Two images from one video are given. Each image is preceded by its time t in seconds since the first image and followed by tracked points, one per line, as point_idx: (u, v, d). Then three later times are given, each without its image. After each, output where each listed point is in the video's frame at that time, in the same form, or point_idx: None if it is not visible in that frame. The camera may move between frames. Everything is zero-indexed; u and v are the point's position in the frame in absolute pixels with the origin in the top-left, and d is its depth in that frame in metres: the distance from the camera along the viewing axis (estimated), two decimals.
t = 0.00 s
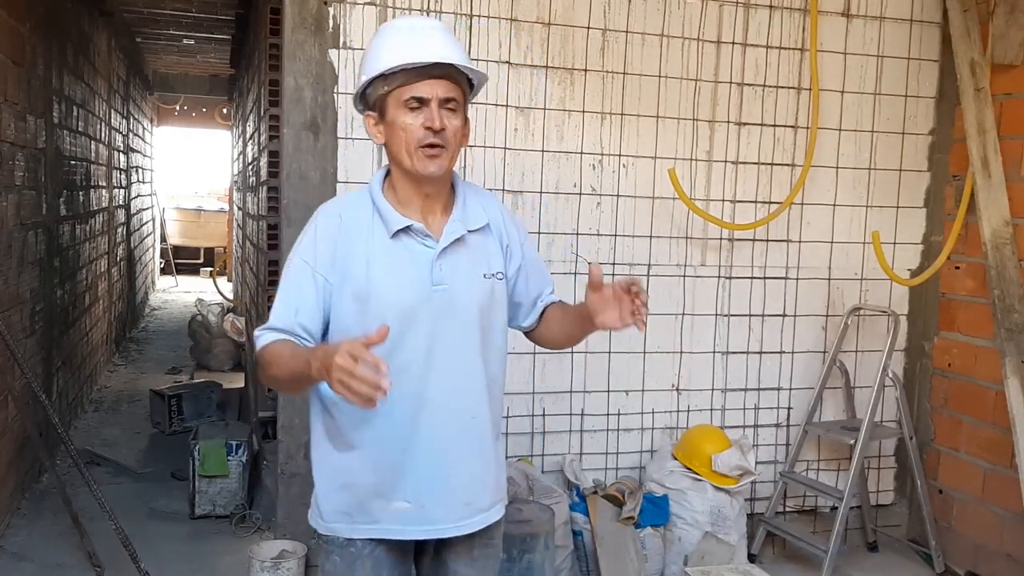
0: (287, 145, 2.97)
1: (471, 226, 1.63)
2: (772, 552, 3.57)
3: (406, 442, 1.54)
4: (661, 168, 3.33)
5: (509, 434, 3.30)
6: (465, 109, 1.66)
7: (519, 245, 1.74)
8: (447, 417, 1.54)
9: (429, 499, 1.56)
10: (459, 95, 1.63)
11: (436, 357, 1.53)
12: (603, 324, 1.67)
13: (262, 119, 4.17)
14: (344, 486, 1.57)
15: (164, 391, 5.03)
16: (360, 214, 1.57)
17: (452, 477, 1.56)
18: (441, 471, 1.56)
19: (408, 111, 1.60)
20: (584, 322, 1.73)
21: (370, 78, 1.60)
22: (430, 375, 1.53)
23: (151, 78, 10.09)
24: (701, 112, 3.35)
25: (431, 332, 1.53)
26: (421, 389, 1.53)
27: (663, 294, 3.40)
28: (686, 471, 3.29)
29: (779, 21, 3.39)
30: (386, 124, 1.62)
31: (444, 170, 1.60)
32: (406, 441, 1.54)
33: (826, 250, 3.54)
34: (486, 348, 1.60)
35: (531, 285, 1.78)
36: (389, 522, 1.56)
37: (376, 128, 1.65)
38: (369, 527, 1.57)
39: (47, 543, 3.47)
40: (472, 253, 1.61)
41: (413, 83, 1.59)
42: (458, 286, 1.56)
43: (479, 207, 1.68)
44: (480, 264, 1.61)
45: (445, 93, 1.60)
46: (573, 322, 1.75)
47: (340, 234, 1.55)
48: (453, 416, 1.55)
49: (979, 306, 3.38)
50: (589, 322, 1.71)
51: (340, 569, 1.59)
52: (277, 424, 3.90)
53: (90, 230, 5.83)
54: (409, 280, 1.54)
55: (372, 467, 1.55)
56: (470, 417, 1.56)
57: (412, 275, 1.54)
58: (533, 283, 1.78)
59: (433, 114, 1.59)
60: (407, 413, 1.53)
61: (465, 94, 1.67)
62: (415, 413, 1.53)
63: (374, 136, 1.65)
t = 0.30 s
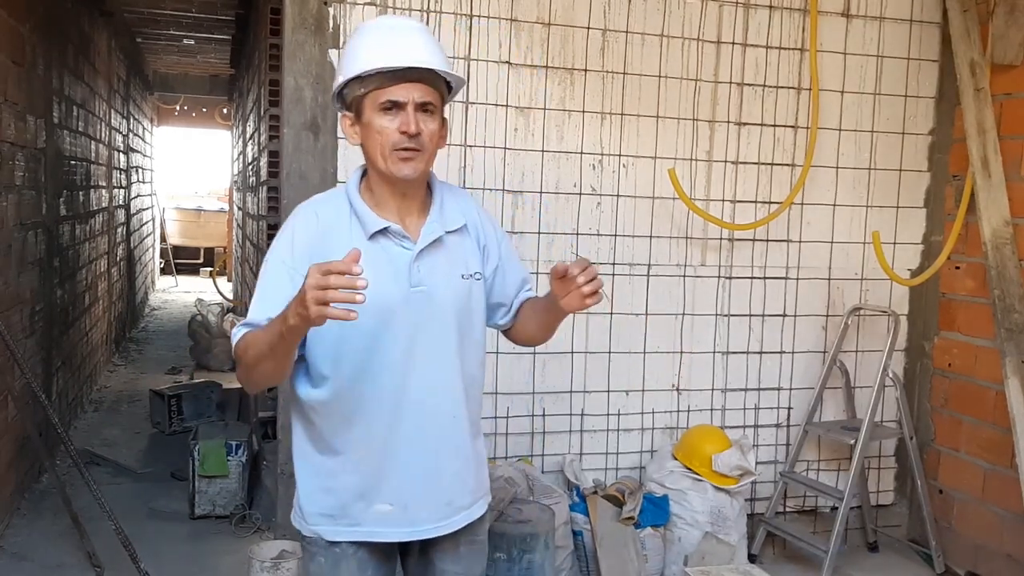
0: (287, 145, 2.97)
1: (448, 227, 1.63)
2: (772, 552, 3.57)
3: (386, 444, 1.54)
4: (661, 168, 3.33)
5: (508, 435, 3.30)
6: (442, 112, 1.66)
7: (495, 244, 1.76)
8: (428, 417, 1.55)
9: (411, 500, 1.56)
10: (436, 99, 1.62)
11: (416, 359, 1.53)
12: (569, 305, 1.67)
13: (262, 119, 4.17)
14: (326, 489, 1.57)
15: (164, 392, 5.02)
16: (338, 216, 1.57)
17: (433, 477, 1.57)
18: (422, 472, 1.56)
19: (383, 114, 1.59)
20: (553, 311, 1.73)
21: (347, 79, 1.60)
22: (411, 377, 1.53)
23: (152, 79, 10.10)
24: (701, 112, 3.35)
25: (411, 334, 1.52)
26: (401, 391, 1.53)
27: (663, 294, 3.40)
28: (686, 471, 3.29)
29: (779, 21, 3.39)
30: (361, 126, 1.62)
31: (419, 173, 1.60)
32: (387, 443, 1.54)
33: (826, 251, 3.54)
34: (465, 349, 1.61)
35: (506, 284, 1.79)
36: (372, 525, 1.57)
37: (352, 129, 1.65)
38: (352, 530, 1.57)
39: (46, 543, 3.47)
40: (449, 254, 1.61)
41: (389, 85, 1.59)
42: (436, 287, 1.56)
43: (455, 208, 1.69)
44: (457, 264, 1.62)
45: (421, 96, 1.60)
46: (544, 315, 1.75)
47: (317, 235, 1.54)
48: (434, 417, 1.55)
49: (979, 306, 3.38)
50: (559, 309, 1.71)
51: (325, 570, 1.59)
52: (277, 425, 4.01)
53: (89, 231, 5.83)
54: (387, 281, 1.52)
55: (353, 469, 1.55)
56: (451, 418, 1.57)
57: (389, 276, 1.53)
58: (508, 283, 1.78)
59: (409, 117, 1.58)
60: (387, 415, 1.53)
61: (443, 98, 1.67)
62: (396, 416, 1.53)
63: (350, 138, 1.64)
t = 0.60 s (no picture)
0: (287, 145, 2.97)
1: (436, 228, 1.64)
2: (772, 552, 3.57)
3: (376, 443, 1.54)
4: (661, 168, 3.33)
5: (508, 435, 3.30)
6: (433, 114, 1.67)
7: (484, 245, 1.76)
8: (416, 415, 1.55)
9: (400, 498, 1.56)
10: (425, 103, 1.63)
11: (405, 357, 1.54)
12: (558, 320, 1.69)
13: (262, 119, 4.17)
14: (315, 489, 1.57)
15: (164, 391, 5.02)
16: (327, 217, 1.58)
17: (422, 474, 1.57)
18: (411, 469, 1.56)
19: (372, 117, 1.60)
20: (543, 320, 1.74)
21: (337, 80, 1.61)
22: (400, 376, 1.54)
23: (152, 78, 10.10)
24: (701, 112, 3.35)
25: (398, 333, 1.53)
26: (389, 389, 1.53)
27: (663, 294, 3.40)
28: (686, 471, 3.29)
29: (779, 21, 3.39)
30: (351, 127, 1.63)
31: (406, 176, 1.60)
32: (375, 442, 1.54)
33: (826, 251, 3.54)
34: (454, 347, 1.61)
35: (496, 285, 1.79)
36: (362, 524, 1.56)
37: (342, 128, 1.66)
38: (342, 529, 1.56)
39: (47, 543, 3.47)
40: (437, 254, 1.62)
41: (379, 89, 1.59)
42: (424, 287, 1.56)
43: (445, 209, 1.70)
44: (446, 264, 1.62)
45: (411, 100, 1.60)
46: (533, 321, 1.77)
47: (305, 236, 1.55)
48: (422, 415, 1.56)
49: (979, 306, 3.39)
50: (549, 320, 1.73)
51: (319, 569, 1.60)
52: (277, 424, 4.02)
53: (90, 231, 5.83)
54: (375, 281, 1.53)
55: (342, 469, 1.55)
56: (439, 416, 1.57)
57: (377, 276, 1.54)
58: (498, 284, 1.79)
59: (397, 122, 1.59)
60: (376, 414, 1.53)
61: (433, 101, 1.67)
62: (385, 415, 1.53)
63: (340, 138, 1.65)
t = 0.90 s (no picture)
0: (287, 145, 2.97)
1: (443, 227, 1.64)
2: (772, 552, 3.57)
3: (381, 439, 1.54)
4: (661, 168, 3.33)
5: (508, 435, 3.30)
6: (441, 114, 1.67)
7: (491, 246, 1.76)
8: (422, 412, 1.55)
9: (405, 495, 1.56)
10: (433, 102, 1.63)
11: (411, 355, 1.54)
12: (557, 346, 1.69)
13: (262, 119, 4.17)
14: (320, 486, 1.57)
15: (164, 391, 5.03)
16: (335, 216, 1.58)
17: (428, 471, 1.57)
18: (417, 466, 1.56)
19: (380, 113, 1.60)
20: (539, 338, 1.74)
21: (347, 77, 1.62)
22: (406, 373, 1.54)
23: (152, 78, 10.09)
24: (701, 112, 3.35)
25: (404, 330, 1.53)
26: (395, 385, 1.53)
27: (663, 293, 3.40)
28: (686, 471, 3.29)
29: (779, 21, 3.39)
30: (359, 124, 1.63)
31: (411, 173, 1.60)
32: (380, 438, 1.54)
33: (826, 251, 3.54)
34: (460, 345, 1.61)
35: (502, 288, 1.79)
36: (366, 520, 1.56)
37: (351, 126, 1.66)
38: (347, 526, 1.56)
39: (47, 543, 3.47)
40: (444, 252, 1.62)
41: (387, 85, 1.59)
42: (431, 285, 1.57)
43: (452, 209, 1.70)
44: (453, 263, 1.62)
45: (419, 98, 1.60)
46: (529, 335, 1.76)
47: (313, 234, 1.56)
48: (428, 412, 1.56)
49: (979, 306, 3.39)
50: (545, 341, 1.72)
51: (322, 569, 1.59)
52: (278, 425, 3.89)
53: (90, 230, 5.83)
54: (381, 278, 1.54)
55: (347, 465, 1.55)
56: (445, 413, 1.57)
57: (384, 272, 1.54)
58: (505, 286, 1.79)
59: (404, 118, 1.59)
60: (381, 409, 1.53)
61: (442, 101, 1.67)
62: (390, 411, 1.54)
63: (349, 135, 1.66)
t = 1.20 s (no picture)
0: (287, 145, 2.97)
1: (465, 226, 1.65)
2: (772, 552, 3.57)
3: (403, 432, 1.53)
4: (661, 168, 3.33)
5: (508, 435, 3.30)
6: (465, 117, 1.68)
7: (509, 248, 1.77)
8: (443, 405, 1.55)
9: (424, 489, 1.55)
10: (459, 106, 1.64)
11: (432, 348, 1.54)
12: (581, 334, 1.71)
13: (262, 119, 4.17)
14: (339, 479, 1.55)
15: (164, 391, 5.03)
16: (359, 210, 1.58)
17: (447, 466, 1.56)
18: (436, 460, 1.56)
19: (407, 114, 1.61)
20: (559, 333, 1.75)
21: (376, 77, 1.62)
22: (425, 366, 1.54)
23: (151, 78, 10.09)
24: (700, 112, 3.35)
25: (427, 323, 1.54)
26: (417, 378, 1.53)
27: (663, 293, 3.40)
28: (686, 471, 3.29)
29: (779, 21, 3.39)
30: (386, 123, 1.64)
31: (434, 173, 1.61)
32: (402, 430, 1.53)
33: (826, 251, 3.54)
34: (479, 342, 1.62)
35: (518, 290, 1.81)
36: (385, 514, 1.55)
37: (378, 125, 1.67)
38: (365, 519, 1.55)
39: (47, 543, 3.47)
40: (465, 250, 1.63)
41: (416, 88, 1.60)
42: (453, 280, 1.58)
43: (473, 209, 1.71)
44: (474, 261, 1.63)
45: (445, 102, 1.61)
46: (549, 333, 1.77)
47: (338, 226, 1.55)
48: (448, 406, 1.56)
49: (979, 307, 3.39)
50: (567, 334, 1.74)
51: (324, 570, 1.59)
52: (277, 424, 3.86)
53: (90, 230, 5.83)
54: (405, 271, 1.54)
55: (368, 457, 1.54)
56: (465, 408, 1.58)
57: (408, 266, 1.55)
58: (521, 289, 1.80)
59: (431, 120, 1.60)
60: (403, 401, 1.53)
61: (467, 106, 1.68)
62: (412, 404, 1.53)
63: (375, 134, 1.66)
